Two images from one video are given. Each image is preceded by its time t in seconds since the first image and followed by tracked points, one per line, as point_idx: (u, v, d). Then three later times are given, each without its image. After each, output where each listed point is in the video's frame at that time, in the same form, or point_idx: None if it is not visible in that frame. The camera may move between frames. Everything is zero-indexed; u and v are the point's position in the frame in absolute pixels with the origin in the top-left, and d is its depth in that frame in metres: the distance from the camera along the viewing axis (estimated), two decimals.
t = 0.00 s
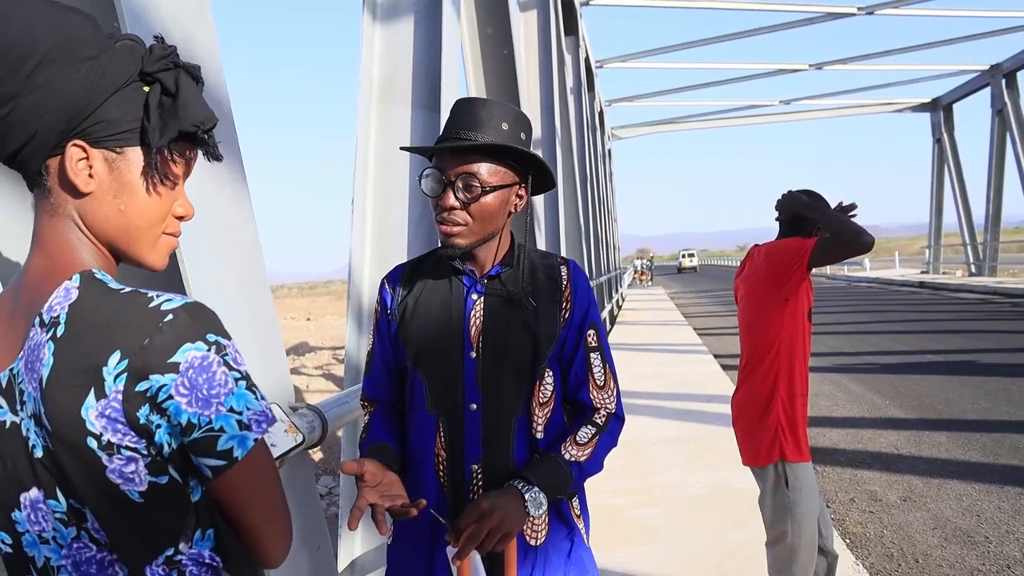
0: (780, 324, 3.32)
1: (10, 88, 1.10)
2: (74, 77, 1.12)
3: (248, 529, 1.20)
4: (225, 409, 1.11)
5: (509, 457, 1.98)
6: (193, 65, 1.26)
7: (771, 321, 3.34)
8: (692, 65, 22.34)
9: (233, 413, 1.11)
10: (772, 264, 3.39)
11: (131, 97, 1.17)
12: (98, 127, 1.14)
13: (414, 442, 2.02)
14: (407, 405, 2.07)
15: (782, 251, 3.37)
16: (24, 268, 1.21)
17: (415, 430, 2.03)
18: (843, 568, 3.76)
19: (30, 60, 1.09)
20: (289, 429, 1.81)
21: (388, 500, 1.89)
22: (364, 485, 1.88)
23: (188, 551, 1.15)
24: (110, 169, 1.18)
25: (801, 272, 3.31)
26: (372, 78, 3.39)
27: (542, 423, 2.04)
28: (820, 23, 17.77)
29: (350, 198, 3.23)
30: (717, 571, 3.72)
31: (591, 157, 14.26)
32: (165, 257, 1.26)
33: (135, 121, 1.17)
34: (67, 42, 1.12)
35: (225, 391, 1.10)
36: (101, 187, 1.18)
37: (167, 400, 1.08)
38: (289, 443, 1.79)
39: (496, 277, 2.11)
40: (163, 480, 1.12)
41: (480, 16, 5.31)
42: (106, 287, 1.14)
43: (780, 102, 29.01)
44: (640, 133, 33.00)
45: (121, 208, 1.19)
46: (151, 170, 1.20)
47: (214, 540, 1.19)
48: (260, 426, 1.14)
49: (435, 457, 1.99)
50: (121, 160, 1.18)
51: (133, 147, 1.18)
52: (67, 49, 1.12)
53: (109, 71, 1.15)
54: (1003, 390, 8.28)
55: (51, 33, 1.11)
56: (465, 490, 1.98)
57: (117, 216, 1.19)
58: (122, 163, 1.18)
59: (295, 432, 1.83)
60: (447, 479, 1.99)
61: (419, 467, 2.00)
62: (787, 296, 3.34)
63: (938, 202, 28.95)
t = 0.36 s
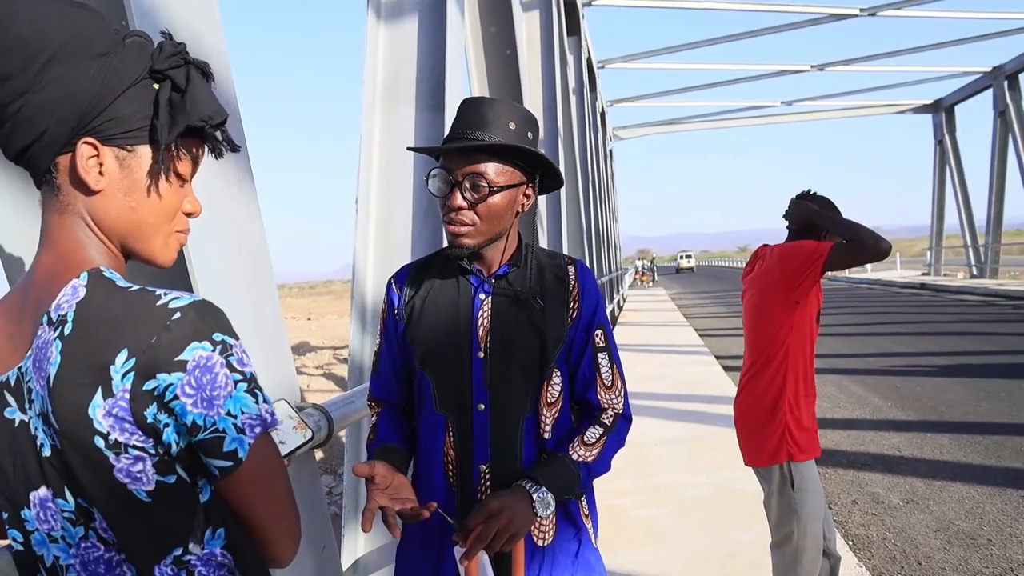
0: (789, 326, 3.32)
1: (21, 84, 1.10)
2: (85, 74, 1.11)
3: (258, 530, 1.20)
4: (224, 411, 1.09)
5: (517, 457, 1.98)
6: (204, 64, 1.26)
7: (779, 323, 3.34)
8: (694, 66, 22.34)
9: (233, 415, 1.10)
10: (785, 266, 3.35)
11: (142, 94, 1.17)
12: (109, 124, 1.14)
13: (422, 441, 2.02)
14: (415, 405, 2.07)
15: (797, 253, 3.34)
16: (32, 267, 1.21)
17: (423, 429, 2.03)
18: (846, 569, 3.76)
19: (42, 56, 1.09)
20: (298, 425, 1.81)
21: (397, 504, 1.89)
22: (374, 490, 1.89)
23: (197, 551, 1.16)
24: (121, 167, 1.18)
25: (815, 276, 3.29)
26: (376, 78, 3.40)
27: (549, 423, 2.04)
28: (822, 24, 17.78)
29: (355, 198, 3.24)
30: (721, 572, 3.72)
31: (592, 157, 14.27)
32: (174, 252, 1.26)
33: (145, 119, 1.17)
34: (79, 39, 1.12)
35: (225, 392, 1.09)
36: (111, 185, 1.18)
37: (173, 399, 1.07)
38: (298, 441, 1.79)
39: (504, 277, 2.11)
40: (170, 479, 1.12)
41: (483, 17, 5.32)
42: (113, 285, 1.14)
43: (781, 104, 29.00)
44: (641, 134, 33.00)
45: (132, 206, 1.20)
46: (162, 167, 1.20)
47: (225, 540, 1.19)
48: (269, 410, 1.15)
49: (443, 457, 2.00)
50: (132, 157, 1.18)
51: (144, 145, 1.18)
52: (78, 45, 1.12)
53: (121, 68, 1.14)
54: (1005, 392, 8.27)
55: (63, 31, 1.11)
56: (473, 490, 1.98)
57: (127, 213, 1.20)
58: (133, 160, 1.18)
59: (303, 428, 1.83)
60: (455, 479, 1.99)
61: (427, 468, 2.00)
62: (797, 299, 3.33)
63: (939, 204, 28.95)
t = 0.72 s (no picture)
0: (788, 335, 3.32)
1: (27, 84, 1.09)
2: (92, 78, 1.12)
3: (257, 531, 1.19)
4: (240, 406, 1.10)
5: (518, 462, 1.98)
6: (211, 75, 1.28)
7: (778, 331, 3.34)
8: (693, 72, 22.40)
9: (248, 412, 1.11)
10: (788, 275, 3.36)
11: (147, 100, 1.18)
12: (113, 128, 1.14)
13: (423, 445, 2.02)
14: (417, 409, 2.07)
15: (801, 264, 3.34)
16: (28, 269, 1.21)
17: (425, 433, 2.03)
18: None
19: (50, 56, 1.09)
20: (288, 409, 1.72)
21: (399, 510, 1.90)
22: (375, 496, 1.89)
23: (198, 555, 1.15)
24: (123, 171, 1.18)
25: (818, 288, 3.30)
26: (377, 81, 3.41)
27: (551, 428, 2.03)
28: (820, 31, 17.83)
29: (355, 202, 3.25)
30: None
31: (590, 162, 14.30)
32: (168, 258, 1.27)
33: (150, 125, 1.18)
34: (87, 42, 1.12)
35: (236, 390, 1.10)
36: (112, 189, 1.18)
37: (172, 398, 1.08)
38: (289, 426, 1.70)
39: (506, 282, 2.12)
40: (167, 483, 1.11)
41: (483, 21, 5.34)
42: (108, 287, 1.14)
43: (780, 110, 29.06)
44: (640, 139, 33.06)
45: (132, 211, 1.20)
46: (165, 172, 1.20)
47: (222, 544, 1.18)
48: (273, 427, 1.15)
49: (445, 461, 2.00)
50: (136, 162, 1.18)
51: (147, 150, 1.18)
52: (86, 48, 1.12)
53: (128, 73, 1.15)
54: (1001, 400, 8.29)
55: (72, 33, 1.11)
56: (475, 495, 1.98)
57: (127, 218, 1.20)
58: (136, 166, 1.18)
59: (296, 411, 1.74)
60: (457, 483, 1.99)
61: (429, 472, 2.00)
62: (798, 309, 3.33)
63: (936, 212, 29.03)
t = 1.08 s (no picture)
0: (777, 339, 3.33)
1: (22, 88, 1.09)
2: (90, 86, 1.12)
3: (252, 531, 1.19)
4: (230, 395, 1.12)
5: (513, 465, 1.99)
6: (209, 90, 1.29)
7: (767, 335, 3.35)
8: (685, 75, 22.45)
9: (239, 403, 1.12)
10: (777, 280, 3.38)
11: (142, 112, 1.18)
12: (107, 138, 1.15)
13: (419, 447, 2.02)
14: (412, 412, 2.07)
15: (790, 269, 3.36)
16: (12, 273, 1.21)
17: (420, 436, 2.03)
18: None
19: (50, 61, 1.09)
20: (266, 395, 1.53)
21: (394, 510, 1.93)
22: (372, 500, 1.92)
23: (195, 557, 1.14)
24: (114, 181, 1.18)
25: (806, 293, 3.31)
26: (369, 84, 3.41)
27: (545, 430, 2.04)
28: (812, 35, 17.91)
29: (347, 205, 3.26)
30: None
31: (582, 165, 14.32)
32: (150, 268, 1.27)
33: (145, 137, 1.18)
34: (86, 50, 1.12)
35: (229, 379, 1.11)
36: (101, 198, 1.18)
37: (162, 399, 1.07)
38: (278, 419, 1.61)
39: (501, 285, 2.12)
40: (161, 486, 1.10)
41: (476, 24, 5.35)
42: (91, 292, 1.13)
43: (771, 113, 29.17)
44: (631, 142, 33.14)
45: (120, 220, 1.19)
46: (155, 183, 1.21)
47: (219, 544, 1.17)
48: (265, 413, 1.15)
49: (440, 463, 2.00)
50: (127, 173, 1.18)
51: (139, 161, 1.19)
52: (87, 56, 1.12)
53: (126, 84, 1.15)
54: (990, 402, 8.34)
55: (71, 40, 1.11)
56: (470, 497, 1.98)
57: (114, 226, 1.19)
58: (127, 176, 1.18)
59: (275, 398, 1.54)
60: (452, 485, 1.98)
61: (424, 475, 2.01)
62: (786, 313, 3.35)
63: (926, 215, 29.20)
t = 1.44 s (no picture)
0: (769, 343, 3.34)
1: (39, 88, 1.10)
2: (106, 96, 1.13)
3: (251, 532, 1.20)
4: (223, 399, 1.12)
5: (514, 467, 1.99)
6: (218, 116, 1.30)
7: (760, 338, 3.36)
8: (681, 77, 22.49)
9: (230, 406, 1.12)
10: (771, 284, 3.38)
11: (153, 126, 1.20)
12: (114, 148, 1.15)
13: (419, 450, 2.02)
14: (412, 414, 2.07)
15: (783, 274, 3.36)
16: (5, 276, 1.20)
17: (419, 439, 2.03)
18: None
19: (69, 66, 1.11)
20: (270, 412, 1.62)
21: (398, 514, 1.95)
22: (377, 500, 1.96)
23: (186, 558, 1.14)
24: (116, 191, 1.18)
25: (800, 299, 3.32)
26: (366, 88, 3.40)
27: (545, 431, 2.04)
28: (807, 38, 17.96)
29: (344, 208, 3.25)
30: None
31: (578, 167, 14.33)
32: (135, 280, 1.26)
33: (152, 151, 1.19)
34: (107, 60, 1.14)
35: (222, 382, 1.12)
36: (101, 205, 1.18)
37: (158, 404, 1.08)
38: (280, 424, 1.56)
39: (500, 287, 2.12)
40: (157, 490, 1.11)
41: (473, 27, 5.36)
42: (82, 296, 1.12)
43: (767, 116, 29.22)
44: (627, 144, 33.17)
45: (117, 228, 1.19)
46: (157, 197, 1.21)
47: (214, 547, 1.17)
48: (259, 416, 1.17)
49: (440, 465, 2.00)
50: (130, 185, 1.19)
51: (143, 173, 1.19)
52: (108, 65, 1.14)
53: (140, 98, 1.17)
54: (985, 405, 8.36)
55: (93, 48, 1.13)
56: (471, 499, 1.97)
57: (109, 234, 1.19)
58: (129, 188, 1.19)
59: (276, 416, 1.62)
60: (453, 487, 1.98)
61: (424, 477, 2.01)
62: (778, 318, 3.37)
63: (921, 218, 29.28)
